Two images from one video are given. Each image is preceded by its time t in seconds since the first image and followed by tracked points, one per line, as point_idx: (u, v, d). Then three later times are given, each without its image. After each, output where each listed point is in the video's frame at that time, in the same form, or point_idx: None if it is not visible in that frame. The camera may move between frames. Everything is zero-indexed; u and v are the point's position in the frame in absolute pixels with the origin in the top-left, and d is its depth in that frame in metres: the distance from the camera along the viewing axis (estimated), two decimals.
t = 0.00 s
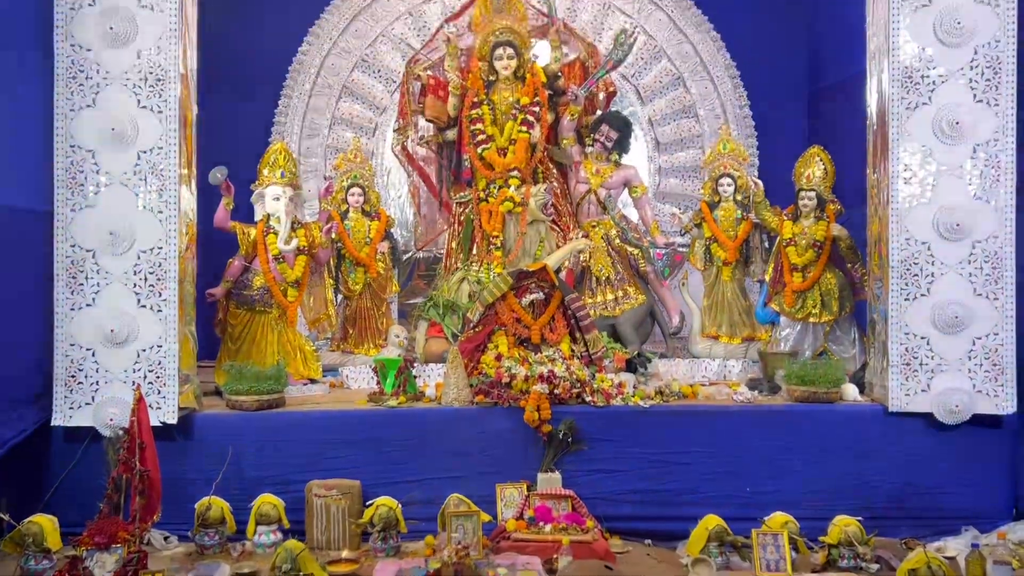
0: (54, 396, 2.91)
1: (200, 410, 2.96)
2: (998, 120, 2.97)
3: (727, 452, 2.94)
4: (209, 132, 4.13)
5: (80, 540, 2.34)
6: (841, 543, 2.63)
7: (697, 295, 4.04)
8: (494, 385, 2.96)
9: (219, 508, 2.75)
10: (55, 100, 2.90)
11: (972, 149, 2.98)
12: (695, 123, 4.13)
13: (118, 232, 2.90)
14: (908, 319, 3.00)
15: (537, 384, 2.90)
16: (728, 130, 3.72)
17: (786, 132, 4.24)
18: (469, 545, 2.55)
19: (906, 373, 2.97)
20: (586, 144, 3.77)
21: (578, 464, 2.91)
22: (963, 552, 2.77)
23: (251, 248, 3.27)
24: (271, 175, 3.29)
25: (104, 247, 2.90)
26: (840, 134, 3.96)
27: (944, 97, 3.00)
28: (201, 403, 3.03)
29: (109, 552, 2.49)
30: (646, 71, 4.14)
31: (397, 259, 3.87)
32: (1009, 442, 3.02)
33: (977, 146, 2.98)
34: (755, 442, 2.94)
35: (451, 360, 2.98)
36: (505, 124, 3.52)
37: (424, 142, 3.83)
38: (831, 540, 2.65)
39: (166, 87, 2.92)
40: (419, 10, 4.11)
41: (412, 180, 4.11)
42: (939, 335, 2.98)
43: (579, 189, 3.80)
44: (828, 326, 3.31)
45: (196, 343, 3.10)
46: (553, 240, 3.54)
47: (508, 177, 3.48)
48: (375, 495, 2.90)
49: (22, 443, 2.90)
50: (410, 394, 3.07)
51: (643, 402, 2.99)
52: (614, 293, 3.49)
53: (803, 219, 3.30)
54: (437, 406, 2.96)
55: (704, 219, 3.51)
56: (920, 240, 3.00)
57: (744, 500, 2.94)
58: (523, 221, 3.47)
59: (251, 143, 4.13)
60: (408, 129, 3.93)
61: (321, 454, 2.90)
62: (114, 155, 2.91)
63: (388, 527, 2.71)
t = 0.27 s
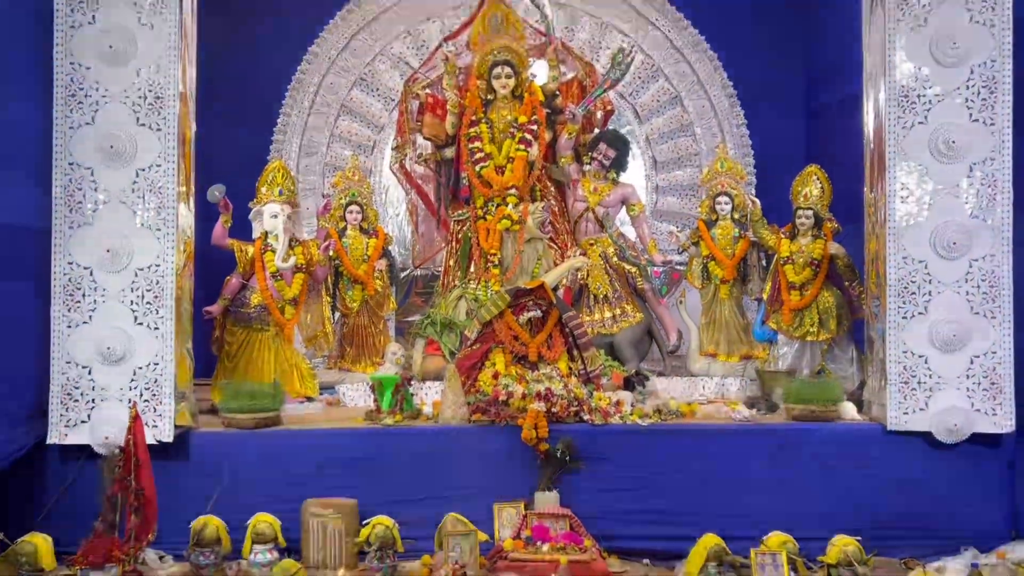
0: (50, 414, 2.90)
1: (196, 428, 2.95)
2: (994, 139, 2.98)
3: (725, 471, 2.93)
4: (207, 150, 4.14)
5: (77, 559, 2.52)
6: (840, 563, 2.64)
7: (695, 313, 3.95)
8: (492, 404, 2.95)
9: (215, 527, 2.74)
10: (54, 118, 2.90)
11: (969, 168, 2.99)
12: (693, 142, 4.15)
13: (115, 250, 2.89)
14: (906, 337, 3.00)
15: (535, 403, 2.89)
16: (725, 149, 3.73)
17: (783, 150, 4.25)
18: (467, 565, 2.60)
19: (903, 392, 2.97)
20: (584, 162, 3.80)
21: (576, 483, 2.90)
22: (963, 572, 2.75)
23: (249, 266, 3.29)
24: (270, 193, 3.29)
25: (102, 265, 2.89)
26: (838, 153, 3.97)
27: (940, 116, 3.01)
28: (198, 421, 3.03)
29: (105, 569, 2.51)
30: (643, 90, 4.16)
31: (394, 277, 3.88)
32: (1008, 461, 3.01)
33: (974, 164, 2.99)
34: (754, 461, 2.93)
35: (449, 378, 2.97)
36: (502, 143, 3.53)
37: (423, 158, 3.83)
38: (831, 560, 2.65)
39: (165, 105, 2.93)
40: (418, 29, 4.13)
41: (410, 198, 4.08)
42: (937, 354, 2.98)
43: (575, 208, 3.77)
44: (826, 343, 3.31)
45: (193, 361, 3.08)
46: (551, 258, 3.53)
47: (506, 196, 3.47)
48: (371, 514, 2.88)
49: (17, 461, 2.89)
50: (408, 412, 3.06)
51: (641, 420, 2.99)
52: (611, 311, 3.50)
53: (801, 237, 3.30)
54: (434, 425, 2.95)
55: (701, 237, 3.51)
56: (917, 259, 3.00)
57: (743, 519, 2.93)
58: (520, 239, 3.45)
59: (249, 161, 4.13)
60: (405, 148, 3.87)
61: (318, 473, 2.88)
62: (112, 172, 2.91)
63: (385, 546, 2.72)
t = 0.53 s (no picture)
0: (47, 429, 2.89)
1: (193, 444, 2.94)
2: (990, 156, 2.99)
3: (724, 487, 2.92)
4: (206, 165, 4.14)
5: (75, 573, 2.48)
6: None
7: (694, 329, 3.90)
8: (490, 419, 2.95)
9: (211, 543, 2.73)
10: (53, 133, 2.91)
11: (966, 184, 3.00)
12: (691, 158, 4.16)
13: (113, 265, 2.89)
14: (905, 353, 3.00)
15: (534, 419, 2.90)
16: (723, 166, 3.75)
17: (781, 166, 4.26)
18: None
19: (902, 408, 2.97)
20: (581, 178, 3.86)
21: (575, 499, 2.89)
22: None
23: (247, 281, 3.29)
24: (269, 208, 3.31)
25: (100, 280, 2.89)
26: (835, 169, 3.98)
27: (936, 132, 3.02)
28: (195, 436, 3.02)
29: None
30: (641, 106, 4.17)
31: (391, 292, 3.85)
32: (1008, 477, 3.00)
33: (971, 181, 3.00)
34: (753, 478, 2.92)
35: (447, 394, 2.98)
36: (501, 158, 3.54)
37: (421, 175, 3.82)
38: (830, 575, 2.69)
39: (165, 120, 2.94)
40: (417, 45, 4.14)
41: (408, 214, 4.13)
42: (936, 370, 2.98)
43: (573, 223, 3.76)
44: (826, 360, 3.26)
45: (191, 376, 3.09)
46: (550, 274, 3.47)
47: (504, 212, 3.49)
48: (369, 531, 2.87)
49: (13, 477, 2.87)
50: (406, 428, 3.06)
51: (639, 435, 3.00)
52: (609, 326, 3.50)
53: (799, 253, 3.32)
54: (433, 441, 2.94)
55: (699, 253, 3.52)
56: (915, 275, 3.01)
57: (742, 535, 2.92)
58: (519, 254, 3.43)
59: (248, 176, 4.14)
60: (404, 163, 3.83)
61: (316, 489, 2.87)
62: (111, 187, 2.91)
63: (382, 564, 2.69)
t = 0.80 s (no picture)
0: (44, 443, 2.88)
1: (191, 458, 2.94)
2: (988, 170, 3.00)
3: (723, 501, 2.91)
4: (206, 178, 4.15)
5: None
6: None
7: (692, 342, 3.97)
8: (488, 433, 2.94)
9: (207, 558, 2.69)
10: (52, 146, 2.91)
11: (964, 198, 3.01)
12: (689, 172, 4.17)
13: (112, 278, 2.89)
14: (904, 367, 2.99)
15: (531, 432, 2.89)
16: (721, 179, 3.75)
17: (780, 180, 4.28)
18: None
19: (901, 422, 2.97)
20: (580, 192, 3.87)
21: (574, 513, 2.88)
22: None
23: (246, 294, 3.30)
24: (268, 222, 3.31)
25: (98, 293, 2.89)
26: (834, 183, 3.99)
27: (934, 147, 3.03)
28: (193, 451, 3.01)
29: None
30: (639, 120, 4.18)
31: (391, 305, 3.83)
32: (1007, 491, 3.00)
33: (969, 195, 3.00)
34: (752, 492, 2.91)
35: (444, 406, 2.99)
36: (500, 172, 3.54)
37: (421, 189, 3.80)
38: None
39: (165, 134, 2.95)
40: (417, 60, 4.16)
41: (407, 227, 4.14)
42: (935, 384, 2.98)
43: (572, 236, 3.74)
44: (823, 374, 3.30)
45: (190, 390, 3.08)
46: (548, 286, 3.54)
47: (503, 225, 3.49)
48: (366, 546, 2.86)
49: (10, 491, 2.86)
50: (404, 442, 3.05)
51: (638, 449, 2.99)
52: (608, 339, 3.49)
53: (797, 266, 3.32)
54: (431, 455, 2.94)
55: (698, 266, 3.51)
56: (913, 289, 3.01)
57: (742, 550, 2.91)
58: (518, 266, 3.47)
59: (247, 189, 4.15)
60: (403, 177, 3.82)
61: (314, 503, 2.86)
62: (110, 201, 2.91)
63: None
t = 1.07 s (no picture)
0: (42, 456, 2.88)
1: (189, 471, 2.93)
2: (986, 183, 3.01)
3: (723, 514, 2.91)
4: (205, 190, 4.15)
5: None
6: None
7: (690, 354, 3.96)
8: (487, 445, 2.92)
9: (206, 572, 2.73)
10: (52, 158, 2.91)
11: (962, 211, 3.01)
12: (687, 184, 4.18)
13: (110, 290, 2.89)
14: (903, 379, 2.99)
15: (530, 445, 2.89)
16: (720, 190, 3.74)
17: (778, 193, 4.29)
18: None
19: (901, 434, 2.96)
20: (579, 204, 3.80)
21: (573, 526, 2.87)
22: None
23: (245, 306, 3.29)
24: (267, 233, 3.31)
25: (97, 305, 2.88)
26: (832, 195, 4.00)
27: (932, 159, 3.04)
28: (192, 464, 3.00)
29: None
30: (638, 133, 4.19)
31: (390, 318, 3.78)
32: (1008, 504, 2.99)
33: (967, 208, 3.01)
34: (752, 504, 2.91)
35: (444, 420, 3.02)
36: (499, 184, 3.56)
37: (421, 202, 3.80)
38: None
39: (164, 146, 2.95)
40: (416, 73, 4.17)
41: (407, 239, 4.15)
42: (934, 396, 2.98)
43: (571, 248, 3.74)
44: (822, 386, 3.29)
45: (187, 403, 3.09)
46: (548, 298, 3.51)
47: (502, 236, 3.50)
48: (364, 559, 2.84)
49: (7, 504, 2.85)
50: (402, 454, 3.04)
51: (637, 461, 2.97)
52: (608, 351, 3.49)
53: (796, 278, 3.32)
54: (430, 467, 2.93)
55: (697, 278, 3.51)
56: (912, 300, 3.01)
57: (741, 563, 2.90)
58: (517, 278, 3.46)
59: (247, 201, 4.15)
60: (403, 190, 3.78)
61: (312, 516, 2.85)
62: (109, 213, 2.91)
63: None
